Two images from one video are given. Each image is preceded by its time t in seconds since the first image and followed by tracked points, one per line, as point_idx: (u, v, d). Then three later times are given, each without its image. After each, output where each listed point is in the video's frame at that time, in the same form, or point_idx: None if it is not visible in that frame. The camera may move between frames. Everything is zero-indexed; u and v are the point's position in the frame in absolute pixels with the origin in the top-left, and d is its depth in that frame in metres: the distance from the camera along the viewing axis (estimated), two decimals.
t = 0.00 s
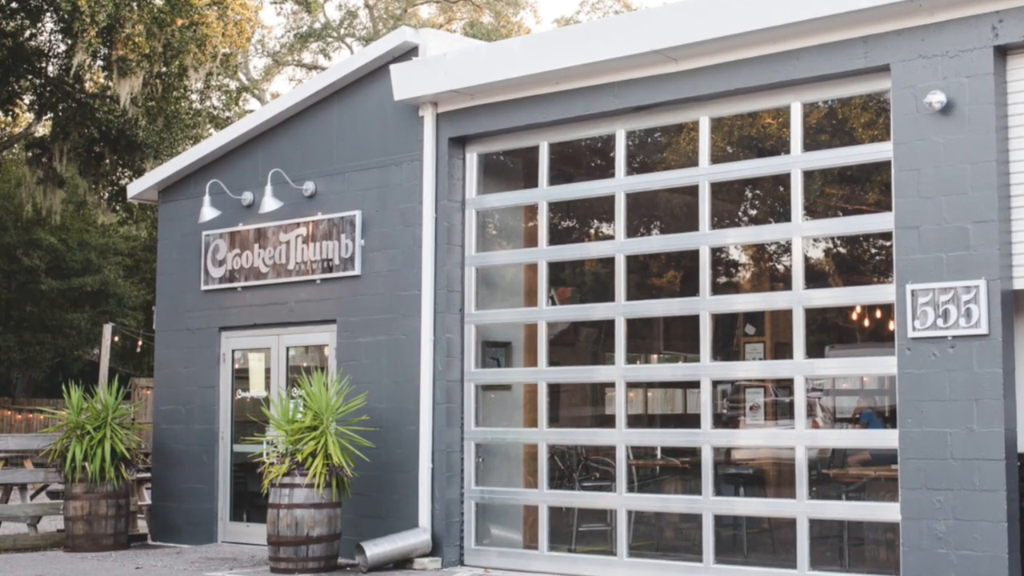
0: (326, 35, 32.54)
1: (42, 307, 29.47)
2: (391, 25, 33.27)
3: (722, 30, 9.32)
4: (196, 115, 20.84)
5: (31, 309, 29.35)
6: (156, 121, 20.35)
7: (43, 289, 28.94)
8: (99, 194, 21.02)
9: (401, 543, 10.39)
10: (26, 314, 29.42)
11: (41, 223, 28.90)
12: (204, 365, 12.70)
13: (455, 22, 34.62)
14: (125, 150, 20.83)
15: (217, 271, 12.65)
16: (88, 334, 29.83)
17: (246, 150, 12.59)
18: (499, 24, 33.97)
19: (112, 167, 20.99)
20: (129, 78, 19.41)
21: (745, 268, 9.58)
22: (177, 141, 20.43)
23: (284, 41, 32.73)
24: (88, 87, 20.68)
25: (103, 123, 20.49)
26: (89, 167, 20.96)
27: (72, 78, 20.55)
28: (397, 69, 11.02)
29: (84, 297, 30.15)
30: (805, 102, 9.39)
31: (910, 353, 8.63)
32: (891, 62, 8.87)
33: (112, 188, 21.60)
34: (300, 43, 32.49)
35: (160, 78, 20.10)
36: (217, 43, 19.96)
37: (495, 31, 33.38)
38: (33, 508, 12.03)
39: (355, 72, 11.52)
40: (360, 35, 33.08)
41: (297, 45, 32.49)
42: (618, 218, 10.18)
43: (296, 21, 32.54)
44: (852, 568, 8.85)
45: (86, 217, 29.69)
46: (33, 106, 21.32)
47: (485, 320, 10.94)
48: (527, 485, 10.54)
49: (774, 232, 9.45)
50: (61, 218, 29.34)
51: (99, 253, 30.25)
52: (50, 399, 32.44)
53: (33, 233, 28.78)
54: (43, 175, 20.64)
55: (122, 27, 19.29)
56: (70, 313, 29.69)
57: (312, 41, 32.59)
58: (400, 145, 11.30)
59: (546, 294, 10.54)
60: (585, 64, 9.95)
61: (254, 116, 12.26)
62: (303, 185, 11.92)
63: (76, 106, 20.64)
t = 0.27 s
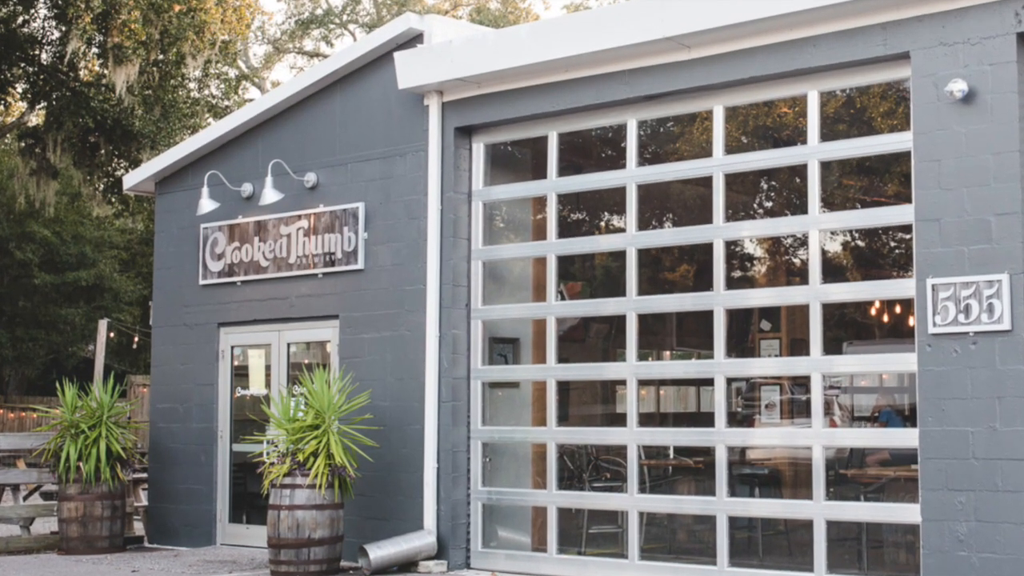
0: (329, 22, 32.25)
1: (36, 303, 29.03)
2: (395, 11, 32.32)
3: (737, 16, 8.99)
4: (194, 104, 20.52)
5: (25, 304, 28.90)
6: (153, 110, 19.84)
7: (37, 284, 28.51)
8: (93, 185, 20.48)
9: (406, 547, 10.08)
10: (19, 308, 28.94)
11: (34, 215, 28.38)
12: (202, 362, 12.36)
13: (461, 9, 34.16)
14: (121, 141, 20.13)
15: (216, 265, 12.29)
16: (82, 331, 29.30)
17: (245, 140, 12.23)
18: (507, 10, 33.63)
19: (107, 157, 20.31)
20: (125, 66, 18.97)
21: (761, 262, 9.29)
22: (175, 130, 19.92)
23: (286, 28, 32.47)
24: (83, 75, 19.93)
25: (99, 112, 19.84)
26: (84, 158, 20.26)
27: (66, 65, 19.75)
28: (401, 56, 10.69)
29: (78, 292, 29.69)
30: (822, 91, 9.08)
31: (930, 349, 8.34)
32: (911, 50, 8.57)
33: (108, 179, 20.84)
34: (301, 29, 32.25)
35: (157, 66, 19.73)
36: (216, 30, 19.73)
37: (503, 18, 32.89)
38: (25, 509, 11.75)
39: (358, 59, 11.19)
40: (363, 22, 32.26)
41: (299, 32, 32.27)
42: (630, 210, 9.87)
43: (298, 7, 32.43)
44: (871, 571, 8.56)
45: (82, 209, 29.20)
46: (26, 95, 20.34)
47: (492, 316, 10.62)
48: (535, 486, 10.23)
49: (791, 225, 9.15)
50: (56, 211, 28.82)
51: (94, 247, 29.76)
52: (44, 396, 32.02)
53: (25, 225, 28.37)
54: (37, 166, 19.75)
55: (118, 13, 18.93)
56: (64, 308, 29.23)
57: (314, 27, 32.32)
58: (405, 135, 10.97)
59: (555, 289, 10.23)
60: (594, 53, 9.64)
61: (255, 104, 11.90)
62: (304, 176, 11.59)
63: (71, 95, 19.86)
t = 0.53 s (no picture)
0: (331, 8, 31.94)
1: (28, 297, 28.06)
2: None
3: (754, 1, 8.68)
4: (192, 92, 20.36)
5: (17, 299, 27.88)
6: (150, 99, 19.46)
7: (29, 277, 27.47)
8: (88, 175, 20.15)
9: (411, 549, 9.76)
10: (10, 303, 27.92)
11: (27, 207, 27.20)
12: (201, 359, 12.05)
13: None
14: (116, 131, 19.69)
15: (215, 258, 11.96)
16: (76, 326, 28.71)
17: (245, 129, 11.89)
18: None
19: (102, 148, 19.87)
20: (121, 53, 18.56)
21: (777, 256, 9.00)
22: (172, 120, 19.71)
23: (287, 14, 31.95)
24: (78, 63, 19.66)
25: (93, 101, 19.46)
26: (79, 148, 19.77)
27: (60, 52, 19.44)
28: (406, 43, 10.38)
29: (72, 287, 29.01)
30: (840, 78, 8.77)
31: (952, 346, 8.04)
32: (932, 37, 8.27)
33: (103, 169, 20.29)
34: (301, 16, 31.81)
35: (153, 53, 19.25)
36: (214, 16, 19.32)
37: (509, 4, 32.61)
38: (18, 510, 11.47)
39: (361, 47, 10.88)
40: (366, 7, 32.03)
41: (300, 18, 31.78)
42: (642, 202, 9.57)
43: None
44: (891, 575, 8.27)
45: (74, 201, 28.09)
46: (19, 83, 19.97)
47: (499, 311, 10.31)
48: (544, 487, 9.92)
49: (809, 217, 8.85)
50: (49, 203, 27.59)
51: (89, 240, 29.07)
52: (37, 393, 31.58)
53: (19, 218, 27.18)
54: (29, 156, 19.56)
55: None
56: (58, 303, 28.45)
57: (315, 13, 31.93)
58: (409, 124, 10.66)
59: (564, 283, 9.92)
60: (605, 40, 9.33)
61: (254, 92, 11.56)
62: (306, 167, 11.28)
63: (65, 83, 19.55)
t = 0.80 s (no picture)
0: None
1: (21, 291, 27.37)
2: None
3: None
4: (191, 79, 19.94)
5: (9, 293, 27.21)
6: (146, 86, 19.14)
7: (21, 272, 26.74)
8: (83, 166, 19.68)
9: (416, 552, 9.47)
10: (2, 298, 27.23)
11: (16, 199, 26.07)
12: (199, 355, 11.74)
13: None
14: (110, 118, 19.52)
15: (213, 251, 11.65)
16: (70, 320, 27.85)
17: (244, 118, 11.57)
18: None
19: (97, 137, 19.70)
20: (116, 39, 18.12)
21: (795, 249, 8.70)
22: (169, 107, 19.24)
23: None
24: (72, 49, 19.12)
25: (88, 88, 19.26)
26: (73, 136, 19.70)
27: (54, 38, 18.89)
28: (410, 28, 10.06)
29: (67, 280, 28.24)
30: (860, 66, 8.47)
31: (975, 342, 7.75)
32: (955, 22, 7.97)
33: (95, 159, 20.15)
34: None
35: (150, 39, 19.04)
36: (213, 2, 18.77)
37: None
38: (10, 512, 11.22)
39: (365, 33, 10.58)
40: None
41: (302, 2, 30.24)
42: (655, 193, 9.28)
43: None
44: None
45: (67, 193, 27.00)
46: (10, 72, 19.28)
47: (507, 306, 10.00)
48: (554, 488, 9.61)
49: (827, 209, 8.56)
50: (41, 196, 26.55)
51: (83, 232, 28.17)
52: (29, 391, 29.94)
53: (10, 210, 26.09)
54: (23, 145, 18.96)
55: None
56: (51, 298, 27.73)
57: None
58: (414, 113, 10.36)
59: (574, 277, 9.62)
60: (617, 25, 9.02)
61: (255, 80, 11.25)
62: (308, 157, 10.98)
63: (58, 70, 19.13)
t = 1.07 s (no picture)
0: None
1: (12, 286, 26.58)
2: None
3: None
4: (188, 66, 19.68)
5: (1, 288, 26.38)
6: (142, 73, 18.77)
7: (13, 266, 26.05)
8: (77, 156, 19.17)
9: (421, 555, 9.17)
10: None
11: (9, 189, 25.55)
12: (197, 351, 11.43)
13: None
14: (105, 107, 18.97)
15: (212, 244, 11.35)
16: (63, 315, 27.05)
17: (243, 107, 11.27)
18: None
19: (91, 126, 19.10)
20: (111, 25, 17.50)
21: (813, 242, 8.41)
22: (166, 96, 18.94)
23: None
24: (65, 35, 18.71)
25: (82, 75, 18.72)
26: (66, 126, 19.03)
27: (47, 23, 18.40)
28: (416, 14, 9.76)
29: (60, 274, 27.62)
30: (881, 52, 8.18)
31: (1000, 337, 7.47)
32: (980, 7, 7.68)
33: (91, 150, 19.75)
34: None
35: (146, 24, 18.70)
36: None
37: None
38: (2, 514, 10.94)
39: (369, 18, 10.28)
40: None
41: None
42: (668, 184, 8.98)
43: None
44: None
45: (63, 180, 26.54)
46: None
47: (516, 300, 9.70)
48: (564, 488, 9.31)
49: (847, 200, 8.26)
50: (35, 184, 25.88)
51: (76, 224, 27.49)
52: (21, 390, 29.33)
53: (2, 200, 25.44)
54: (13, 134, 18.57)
55: None
56: (43, 292, 26.98)
57: None
58: (419, 101, 10.06)
59: (585, 271, 9.32)
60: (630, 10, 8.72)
61: (255, 67, 10.95)
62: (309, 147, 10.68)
63: (52, 57, 18.54)
